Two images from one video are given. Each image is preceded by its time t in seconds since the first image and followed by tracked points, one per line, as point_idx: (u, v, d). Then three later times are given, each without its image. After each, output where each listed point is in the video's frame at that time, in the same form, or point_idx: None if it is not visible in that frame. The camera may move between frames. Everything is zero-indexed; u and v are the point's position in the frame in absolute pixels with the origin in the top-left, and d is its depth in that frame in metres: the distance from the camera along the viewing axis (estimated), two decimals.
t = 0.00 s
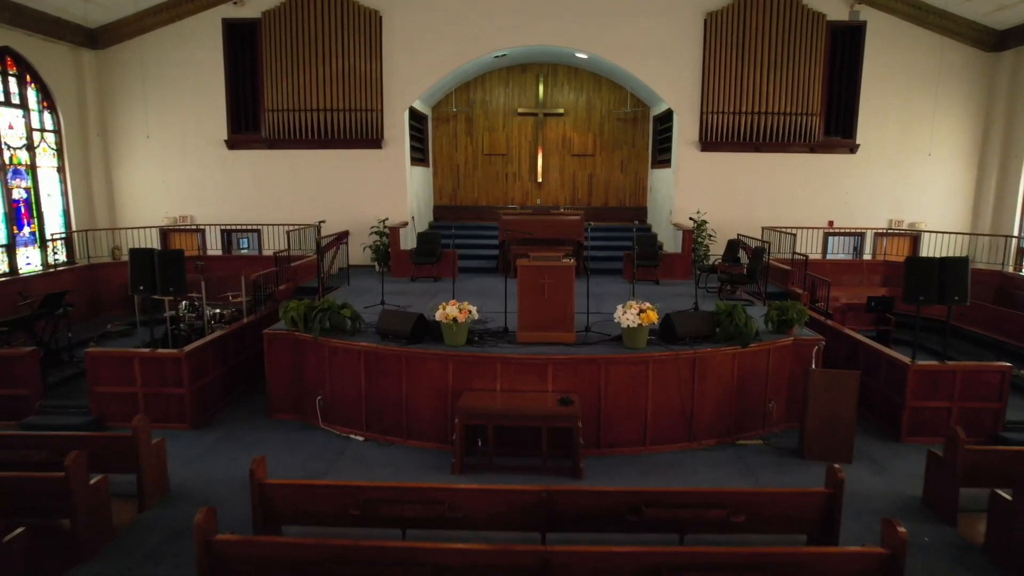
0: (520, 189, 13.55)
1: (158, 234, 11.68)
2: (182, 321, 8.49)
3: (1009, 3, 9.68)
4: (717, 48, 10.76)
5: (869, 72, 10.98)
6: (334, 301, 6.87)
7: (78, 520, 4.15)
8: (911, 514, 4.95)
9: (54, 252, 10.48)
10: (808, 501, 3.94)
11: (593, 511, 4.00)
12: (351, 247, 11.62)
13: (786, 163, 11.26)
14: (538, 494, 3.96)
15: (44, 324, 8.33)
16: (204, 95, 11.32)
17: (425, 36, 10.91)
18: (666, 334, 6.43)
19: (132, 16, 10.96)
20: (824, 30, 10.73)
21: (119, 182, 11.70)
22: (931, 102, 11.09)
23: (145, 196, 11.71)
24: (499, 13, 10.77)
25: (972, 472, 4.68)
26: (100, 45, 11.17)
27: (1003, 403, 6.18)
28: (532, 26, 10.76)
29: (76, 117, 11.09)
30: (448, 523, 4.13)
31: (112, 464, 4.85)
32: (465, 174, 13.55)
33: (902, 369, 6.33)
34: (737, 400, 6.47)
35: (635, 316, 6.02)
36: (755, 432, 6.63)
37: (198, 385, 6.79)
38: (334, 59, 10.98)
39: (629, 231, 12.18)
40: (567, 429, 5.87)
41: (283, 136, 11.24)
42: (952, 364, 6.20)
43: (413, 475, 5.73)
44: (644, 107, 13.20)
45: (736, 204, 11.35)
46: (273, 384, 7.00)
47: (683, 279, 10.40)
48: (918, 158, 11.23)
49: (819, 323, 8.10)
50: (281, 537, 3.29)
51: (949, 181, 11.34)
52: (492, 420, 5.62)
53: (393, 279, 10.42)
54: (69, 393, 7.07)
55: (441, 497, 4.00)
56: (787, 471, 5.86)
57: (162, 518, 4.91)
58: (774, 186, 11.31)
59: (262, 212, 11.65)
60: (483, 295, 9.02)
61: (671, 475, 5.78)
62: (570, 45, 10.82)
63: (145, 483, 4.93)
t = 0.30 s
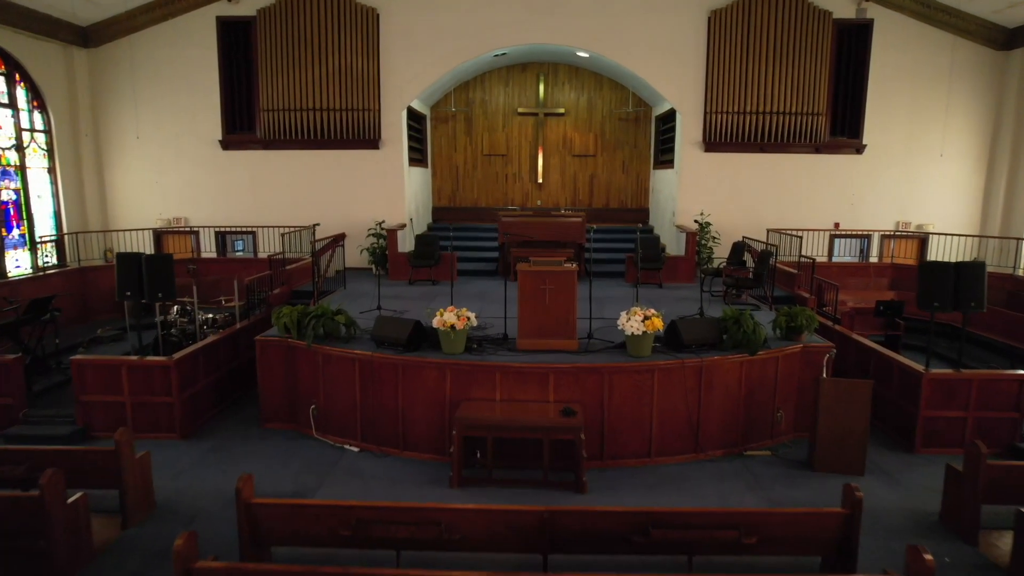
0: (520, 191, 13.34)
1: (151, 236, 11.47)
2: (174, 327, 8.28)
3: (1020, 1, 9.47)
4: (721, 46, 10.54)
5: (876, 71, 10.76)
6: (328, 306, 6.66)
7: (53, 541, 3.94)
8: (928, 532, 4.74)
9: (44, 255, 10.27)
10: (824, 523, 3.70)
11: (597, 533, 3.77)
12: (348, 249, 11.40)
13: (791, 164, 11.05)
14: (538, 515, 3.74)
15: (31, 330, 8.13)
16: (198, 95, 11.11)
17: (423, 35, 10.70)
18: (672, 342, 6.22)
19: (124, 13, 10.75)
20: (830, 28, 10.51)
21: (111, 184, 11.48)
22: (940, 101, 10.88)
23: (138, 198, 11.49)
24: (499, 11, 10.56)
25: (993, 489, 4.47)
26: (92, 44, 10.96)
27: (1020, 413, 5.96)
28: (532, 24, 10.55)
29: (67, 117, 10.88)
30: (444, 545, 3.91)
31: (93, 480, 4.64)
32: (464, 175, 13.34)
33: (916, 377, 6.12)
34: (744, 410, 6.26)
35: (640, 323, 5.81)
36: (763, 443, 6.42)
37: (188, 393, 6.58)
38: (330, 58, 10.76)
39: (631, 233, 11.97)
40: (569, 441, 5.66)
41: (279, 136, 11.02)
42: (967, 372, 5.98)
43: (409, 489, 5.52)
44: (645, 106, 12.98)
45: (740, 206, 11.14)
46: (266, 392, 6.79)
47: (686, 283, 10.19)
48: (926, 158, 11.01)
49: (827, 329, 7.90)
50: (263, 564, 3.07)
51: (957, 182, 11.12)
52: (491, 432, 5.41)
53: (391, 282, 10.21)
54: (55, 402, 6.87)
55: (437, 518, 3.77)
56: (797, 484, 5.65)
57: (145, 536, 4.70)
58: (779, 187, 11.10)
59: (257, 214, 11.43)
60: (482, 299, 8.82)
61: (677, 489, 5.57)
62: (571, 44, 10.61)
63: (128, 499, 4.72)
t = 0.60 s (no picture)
0: (520, 192, 13.13)
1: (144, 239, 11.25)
2: (165, 332, 8.07)
3: None
4: (726, 45, 10.33)
5: (883, 69, 10.54)
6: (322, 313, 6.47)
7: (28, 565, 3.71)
8: (948, 551, 4.52)
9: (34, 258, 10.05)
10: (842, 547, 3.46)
11: (603, 557, 3.54)
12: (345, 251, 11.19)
13: (796, 165, 10.84)
14: (540, 538, 3.51)
15: (18, 336, 7.91)
16: (192, 95, 10.89)
17: (421, 32, 10.48)
18: (677, 349, 6.01)
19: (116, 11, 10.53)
20: (837, 26, 10.29)
21: (103, 185, 11.26)
22: (949, 101, 10.66)
23: (131, 199, 11.27)
24: (498, 8, 10.34)
25: (1018, 507, 4.25)
26: (83, 42, 10.74)
27: None
28: (533, 21, 10.34)
29: (57, 116, 10.66)
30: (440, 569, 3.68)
31: (72, 497, 4.42)
32: (463, 176, 13.12)
33: (930, 386, 5.90)
34: (752, 420, 6.05)
35: (644, 331, 5.60)
36: (772, 454, 6.20)
37: (177, 403, 6.36)
38: (326, 56, 10.54)
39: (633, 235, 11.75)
40: (571, 453, 5.44)
41: (274, 136, 10.81)
42: (984, 382, 5.77)
43: (406, 504, 5.30)
44: (647, 106, 12.77)
45: (744, 208, 10.93)
46: (257, 401, 6.57)
47: (690, 286, 9.98)
48: (934, 159, 10.80)
49: (836, 334, 7.68)
50: None
51: (966, 183, 10.90)
52: (489, 445, 5.19)
53: (388, 286, 10.01)
54: (40, 411, 6.65)
55: (433, 540, 3.53)
56: (808, 498, 5.43)
57: (127, 556, 4.47)
58: (784, 188, 10.89)
59: (252, 216, 11.21)
60: (481, 304, 8.60)
61: (684, 503, 5.35)
62: (573, 42, 10.39)
63: (110, 517, 4.51)
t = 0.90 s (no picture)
0: (520, 193, 12.95)
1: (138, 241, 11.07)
2: (157, 337, 7.87)
3: None
4: (730, 43, 10.14)
5: (890, 68, 10.35)
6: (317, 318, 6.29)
7: None
8: (968, 569, 4.33)
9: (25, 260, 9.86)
10: (858, 568, 3.15)
11: None
12: (342, 254, 11.01)
13: (801, 166, 10.65)
14: (543, 561, 3.29)
15: (6, 341, 7.72)
16: (186, 94, 10.71)
17: (419, 30, 10.29)
18: (682, 357, 5.83)
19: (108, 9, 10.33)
20: (843, 24, 10.10)
21: (96, 186, 11.07)
22: (956, 100, 10.48)
23: (124, 200, 11.08)
24: (498, 6, 10.16)
25: None
26: (75, 40, 10.54)
27: None
28: (533, 20, 10.15)
29: (49, 116, 10.45)
30: None
31: (53, 514, 4.22)
32: (462, 177, 12.94)
33: (943, 394, 5.71)
34: (760, 430, 5.86)
35: (649, 338, 5.41)
36: (779, 464, 6.02)
37: (167, 411, 6.17)
38: (323, 55, 10.35)
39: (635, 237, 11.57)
40: (573, 465, 5.25)
41: (270, 137, 10.62)
42: (999, 390, 5.58)
43: (403, 517, 5.11)
44: (649, 106, 12.59)
45: (748, 209, 10.74)
46: (250, 409, 6.38)
47: (694, 289, 9.79)
48: (941, 159, 10.62)
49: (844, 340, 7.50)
50: None
51: (974, 183, 10.72)
52: (489, 457, 5.01)
53: (386, 289, 9.83)
54: (26, 420, 6.46)
55: (431, 562, 3.31)
56: (819, 510, 5.24)
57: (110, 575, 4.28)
58: (789, 190, 10.71)
59: (247, 217, 11.03)
60: (480, 307, 8.41)
61: (690, 516, 5.17)
62: (574, 40, 10.20)
63: (92, 534, 4.31)
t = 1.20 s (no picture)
0: (520, 194, 12.73)
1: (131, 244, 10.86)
2: (147, 343, 7.66)
3: None
4: (734, 41, 9.93)
5: (898, 67, 10.14)
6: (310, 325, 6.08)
7: None
8: None
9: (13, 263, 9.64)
10: None
11: None
12: (338, 256, 10.80)
13: (807, 167, 10.43)
14: None
15: None
16: (179, 94, 10.49)
17: (417, 28, 10.08)
18: (689, 366, 5.61)
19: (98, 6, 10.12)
20: (849, 22, 9.89)
21: (88, 187, 10.86)
22: (965, 99, 10.26)
23: (116, 202, 10.87)
24: (497, 3, 9.94)
25: None
26: (65, 39, 10.33)
27: None
28: (533, 17, 9.93)
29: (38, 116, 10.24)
30: None
31: (27, 535, 3.99)
32: (461, 178, 12.72)
33: (960, 405, 5.50)
34: (769, 442, 5.65)
35: (654, 347, 5.20)
36: (789, 476, 5.80)
37: (155, 421, 5.95)
38: (318, 53, 10.14)
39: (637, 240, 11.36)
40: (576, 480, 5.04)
41: (264, 137, 10.40)
42: (1019, 400, 5.36)
43: (398, 533, 4.90)
44: (651, 106, 12.37)
45: (753, 211, 10.53)
46: (241, 419, 6.17)
47: (698, 293, 9.58)
48: (950, 160, 10.40)
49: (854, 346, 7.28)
50: None
51: (984, 184, 10.50)
52: (487, 472, 4.79)
53: (383, 293, 9.62)
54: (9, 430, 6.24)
55: None
56: (832, 527, 5.02)
57: None
58: (794, 191, 10.49)
59: (242, 219, 10.81)
60: (480, 312, 8.19)
61: (697, 533, 4.95)
62: (575, 38, 9.98)
63: (70, 557, 4.08)
